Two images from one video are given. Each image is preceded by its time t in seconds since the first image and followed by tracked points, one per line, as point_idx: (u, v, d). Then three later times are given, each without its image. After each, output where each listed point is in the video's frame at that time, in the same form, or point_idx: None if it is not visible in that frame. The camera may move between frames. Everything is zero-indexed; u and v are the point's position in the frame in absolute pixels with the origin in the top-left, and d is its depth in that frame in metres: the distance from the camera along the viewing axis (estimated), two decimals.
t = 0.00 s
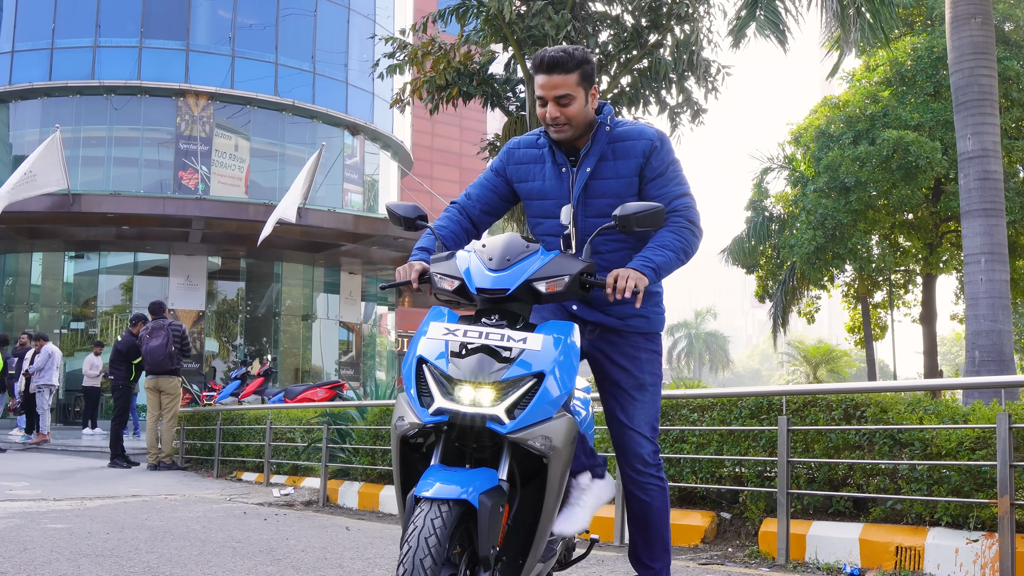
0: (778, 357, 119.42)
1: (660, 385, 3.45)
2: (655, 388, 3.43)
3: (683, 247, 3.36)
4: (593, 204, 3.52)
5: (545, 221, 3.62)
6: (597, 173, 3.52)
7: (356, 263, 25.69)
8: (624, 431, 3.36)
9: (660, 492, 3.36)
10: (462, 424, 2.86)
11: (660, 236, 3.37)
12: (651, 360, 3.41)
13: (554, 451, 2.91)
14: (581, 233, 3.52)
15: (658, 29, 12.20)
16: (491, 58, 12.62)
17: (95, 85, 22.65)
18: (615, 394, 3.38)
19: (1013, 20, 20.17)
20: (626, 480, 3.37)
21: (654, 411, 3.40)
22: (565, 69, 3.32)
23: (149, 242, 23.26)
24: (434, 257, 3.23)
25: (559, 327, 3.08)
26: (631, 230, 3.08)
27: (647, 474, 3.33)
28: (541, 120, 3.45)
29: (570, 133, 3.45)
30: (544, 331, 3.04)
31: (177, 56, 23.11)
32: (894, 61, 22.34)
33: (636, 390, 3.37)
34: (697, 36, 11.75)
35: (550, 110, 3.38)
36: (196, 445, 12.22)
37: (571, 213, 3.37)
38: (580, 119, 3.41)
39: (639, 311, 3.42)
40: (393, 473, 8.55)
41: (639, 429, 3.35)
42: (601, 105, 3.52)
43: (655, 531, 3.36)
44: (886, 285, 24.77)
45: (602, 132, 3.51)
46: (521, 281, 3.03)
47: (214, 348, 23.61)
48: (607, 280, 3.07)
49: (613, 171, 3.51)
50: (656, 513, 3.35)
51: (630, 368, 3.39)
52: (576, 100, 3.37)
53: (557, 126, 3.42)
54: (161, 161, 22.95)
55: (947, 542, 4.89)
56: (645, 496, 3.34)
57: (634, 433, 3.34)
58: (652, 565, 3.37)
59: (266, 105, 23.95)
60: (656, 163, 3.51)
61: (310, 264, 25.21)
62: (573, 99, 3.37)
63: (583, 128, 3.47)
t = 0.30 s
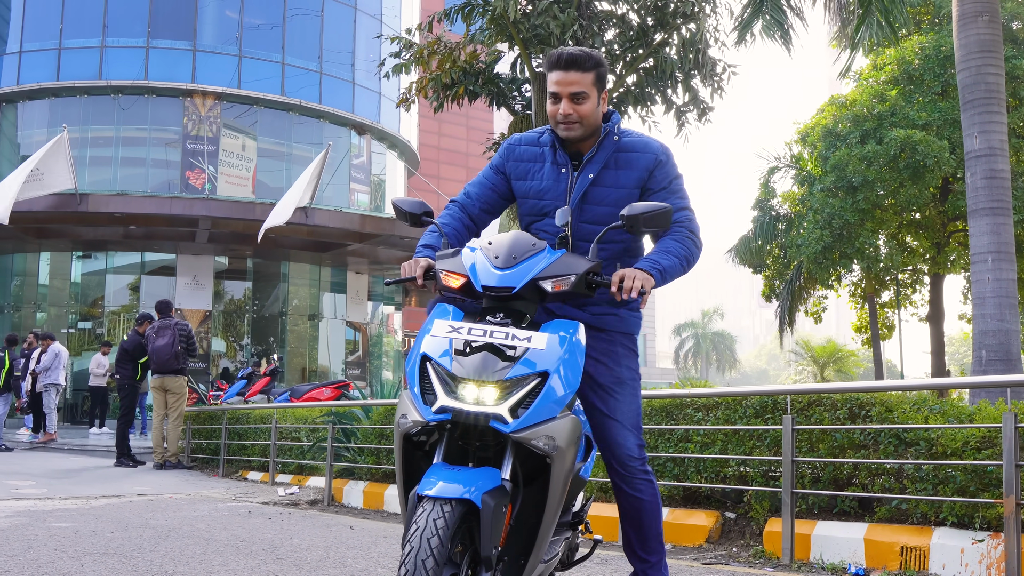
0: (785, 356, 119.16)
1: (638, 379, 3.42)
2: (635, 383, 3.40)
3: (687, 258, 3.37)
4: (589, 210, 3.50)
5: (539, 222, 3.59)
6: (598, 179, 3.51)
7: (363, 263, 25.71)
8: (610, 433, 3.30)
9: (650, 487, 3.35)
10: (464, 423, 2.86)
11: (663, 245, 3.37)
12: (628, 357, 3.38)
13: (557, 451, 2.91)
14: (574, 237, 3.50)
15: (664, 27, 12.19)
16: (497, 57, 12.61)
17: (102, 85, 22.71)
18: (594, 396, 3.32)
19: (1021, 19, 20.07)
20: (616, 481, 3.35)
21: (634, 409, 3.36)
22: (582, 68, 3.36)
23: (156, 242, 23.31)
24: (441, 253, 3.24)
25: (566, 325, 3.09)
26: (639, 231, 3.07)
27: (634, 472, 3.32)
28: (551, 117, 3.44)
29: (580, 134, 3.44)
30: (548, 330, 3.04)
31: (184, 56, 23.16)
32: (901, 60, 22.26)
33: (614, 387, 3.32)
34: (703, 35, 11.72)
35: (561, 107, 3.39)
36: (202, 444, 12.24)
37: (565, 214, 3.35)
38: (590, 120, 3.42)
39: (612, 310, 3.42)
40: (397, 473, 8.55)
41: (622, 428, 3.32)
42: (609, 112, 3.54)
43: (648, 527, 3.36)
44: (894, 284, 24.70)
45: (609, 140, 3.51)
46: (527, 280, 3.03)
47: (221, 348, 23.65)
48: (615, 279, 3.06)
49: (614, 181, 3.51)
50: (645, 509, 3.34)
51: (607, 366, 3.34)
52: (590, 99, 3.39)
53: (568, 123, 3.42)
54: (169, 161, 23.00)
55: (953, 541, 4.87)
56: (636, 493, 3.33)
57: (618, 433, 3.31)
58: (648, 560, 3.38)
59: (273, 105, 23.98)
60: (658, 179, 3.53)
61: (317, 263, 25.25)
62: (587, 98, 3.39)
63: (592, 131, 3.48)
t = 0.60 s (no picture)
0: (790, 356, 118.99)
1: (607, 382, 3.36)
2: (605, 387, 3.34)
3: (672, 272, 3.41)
4: (568, 225, 3.49)
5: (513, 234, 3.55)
6: (580, 197, 3.50)
7: (367, 263, 25.73)
8: (594, 442, 3.23)
9: (638, 491, 3.31)
10: (463, 425, 2.84)
11: (643, 258, 3.41)
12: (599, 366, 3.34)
13: (556, 451, 2.88)
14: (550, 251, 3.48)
15: (668, 27, 12.18)
16: (501, 57, 12.60)
17: (107, 85, 22.73)
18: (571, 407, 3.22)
19: None
20: (603, 490, 3.30)
21: (613, 415, 3.30)
22: (579, 84, 3.44)
23: (160, 242, 23.34)
24: (438, 252, 3.22)
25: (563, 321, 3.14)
26: (640, 236, 3.12)
27: (623, 478, 3.26)
28: (543, 128, 3.47)
29: (571, 148, 3.47)
30: (546, 330, 3.07)
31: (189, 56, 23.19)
32: (906, 59, 22.18)
33: (589, 395, 3.25)
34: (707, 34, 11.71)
35: (555, 118, 3.43)
36: (206, 444, 12.25)
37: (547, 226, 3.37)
38: (581, 134, 3.47)
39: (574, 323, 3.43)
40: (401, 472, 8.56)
41: (605, 434, 3.25)
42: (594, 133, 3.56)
43: (641, 528, 3.34)
44: (899, 284, 24.68)
45: (594, 158, 3.52)
46: (529, 281, 3.04)
47: (226, 348, 23.69)
48: (614, 282, 3.16)
49: (594, 199, 3.52)
50: (637, 512, 3.31)
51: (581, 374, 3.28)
52: (584, 114, 3.45)
53: (561, 135, 3.45)
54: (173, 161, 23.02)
55: (956, 542, 4.85)
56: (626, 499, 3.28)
57: (601, 442, 3.24)
58: (644, 561, 3.39)
59: (277, 105, 24.01)
60: (638, 202, 3.55)
61: (322, 263, 25.26)
62: (581, 113, 3.45)
63: (579, 148, 3.51)
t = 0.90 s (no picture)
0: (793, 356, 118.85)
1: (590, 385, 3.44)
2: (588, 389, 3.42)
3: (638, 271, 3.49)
4: (529, 234, 3.57)
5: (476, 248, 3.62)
6: (539, 205, 3.59)
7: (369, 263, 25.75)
8: (580, 443, 3.30)
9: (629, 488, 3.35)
10: (447, 431, 2.84)
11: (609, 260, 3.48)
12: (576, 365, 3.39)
13: (541, 450, 2.91)
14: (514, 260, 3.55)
15: (671, 27, 12.18)
16: (504, 57, 12.57)
17: (110, 85, 22.75)
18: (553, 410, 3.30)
19: None
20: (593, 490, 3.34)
21: (596, 415, 3.37)
22: (531, 100, 3.49)
23: (163, 241, 23.37)
24: (410, 262, 3.22)
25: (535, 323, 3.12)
26: (608, 234, 3.20)
27: (613, 474, 3.31)
28: (496, 145, 3.54)
29: (524, 162, 3.56)
30: (523, 331, 3.07)
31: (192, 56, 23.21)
32: (909, 58, 22.14)
33: (569, 398, 3.33)
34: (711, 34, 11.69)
35: (507, 136, 3.51)
36: (209, 443, 12.26)
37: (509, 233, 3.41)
38: (534, 148, 3.55)
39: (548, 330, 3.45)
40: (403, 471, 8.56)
41: (592, 434, 3.32)
42: (546, 145, 3.66)
43: (637, 526, 3.35)
44: (902, 284, 24.64)
45: (547, 169, 3.64)
46: (503, 286, 3.05)
47: (229, 348, 23.72)
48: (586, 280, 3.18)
49: (552, 207, 3.60)
50: (630, 509, 3.34)
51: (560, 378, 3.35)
52: (535, 130, 3.52)
53: (513, 151, 3.53)
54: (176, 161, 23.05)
55: (960, 542, 4.84)
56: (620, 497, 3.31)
57: (586, 442, 3.30)
58: (643, 559, 3.39)
59: (280, 105, 24.02)
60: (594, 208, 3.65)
61: (324, 263, 25.29)
62: (533, 129, 3.52)
63: (532, 161, 3.61)
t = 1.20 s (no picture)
0: (794, 355, 118.81)
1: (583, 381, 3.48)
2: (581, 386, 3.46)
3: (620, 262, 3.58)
4: (514, 229, 3.65)
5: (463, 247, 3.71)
6: (520, 200, 3.68)
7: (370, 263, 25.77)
8: (574, 438, 3.32)
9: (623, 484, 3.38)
10: (438, 430, 2.87)
11: (592, 253, 3.57)
12: (567, 362, 3.43)
13: (533, 444, 2.93)
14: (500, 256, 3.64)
15: (674, 27, 12.18)
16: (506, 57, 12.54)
17: (112, 86, 22.76)
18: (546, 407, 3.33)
19: None
20: (586, 485, 3.36)
21: (588, 410, 3.41)
22: (507, 100, 3.61)
23: (165, 241, 23.38)
24: (395, 263, 3.28)
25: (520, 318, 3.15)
26: (589, 228, 3.30)
27: (607, 470, 3.34)
28: (477, 146, 3.64)
29: (504, 162, 3.66)
30: (509, 327, 3.10)
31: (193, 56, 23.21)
32: (911, 58, 22.10)
33: (560, 395, 3.36)
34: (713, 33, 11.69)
35: (486, 136, 3.61)
36: (211, 443, 12.26)
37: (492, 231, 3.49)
38: (512, 146, 3.65)
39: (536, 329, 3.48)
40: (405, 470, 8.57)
41: (585, 430, 3.35)
42: (525, 143, 3.76)
43: (632, 522, 3.38)
44: (904, 283, 24.61)
45: (527, 165, 3.72)
46: (487, 284, 3.10)
47: (231, 348, 23.75)
48: (568, 274, 3.23)
49: (534, 202, 3.69)
50: (624, 504, 3.36)
51: (551, 376, 3.38)
52: (513, 128, 3.62)
53: (494, 151, 3.63)
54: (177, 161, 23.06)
55: (964, 541, 4.83)
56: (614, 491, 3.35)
57: (580, 437, 3.33)
58: (637, 553, 3.39)
59: (281, 105, 24.03)
60: (575, 200, 3.73)
61: (326, 263, 25.31)
62: (511, 127, 3.63)
63: (512, 159, 3.70)
